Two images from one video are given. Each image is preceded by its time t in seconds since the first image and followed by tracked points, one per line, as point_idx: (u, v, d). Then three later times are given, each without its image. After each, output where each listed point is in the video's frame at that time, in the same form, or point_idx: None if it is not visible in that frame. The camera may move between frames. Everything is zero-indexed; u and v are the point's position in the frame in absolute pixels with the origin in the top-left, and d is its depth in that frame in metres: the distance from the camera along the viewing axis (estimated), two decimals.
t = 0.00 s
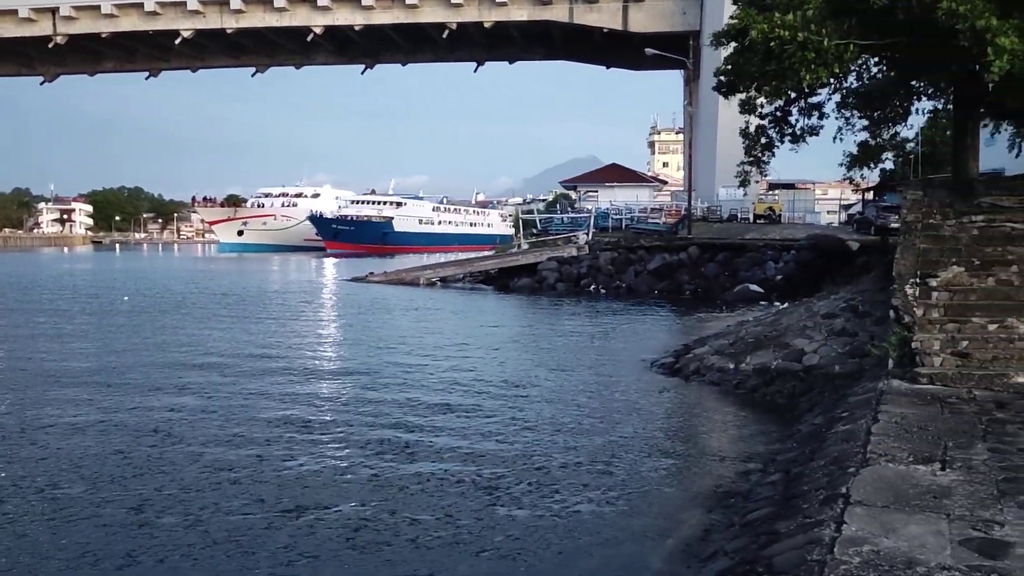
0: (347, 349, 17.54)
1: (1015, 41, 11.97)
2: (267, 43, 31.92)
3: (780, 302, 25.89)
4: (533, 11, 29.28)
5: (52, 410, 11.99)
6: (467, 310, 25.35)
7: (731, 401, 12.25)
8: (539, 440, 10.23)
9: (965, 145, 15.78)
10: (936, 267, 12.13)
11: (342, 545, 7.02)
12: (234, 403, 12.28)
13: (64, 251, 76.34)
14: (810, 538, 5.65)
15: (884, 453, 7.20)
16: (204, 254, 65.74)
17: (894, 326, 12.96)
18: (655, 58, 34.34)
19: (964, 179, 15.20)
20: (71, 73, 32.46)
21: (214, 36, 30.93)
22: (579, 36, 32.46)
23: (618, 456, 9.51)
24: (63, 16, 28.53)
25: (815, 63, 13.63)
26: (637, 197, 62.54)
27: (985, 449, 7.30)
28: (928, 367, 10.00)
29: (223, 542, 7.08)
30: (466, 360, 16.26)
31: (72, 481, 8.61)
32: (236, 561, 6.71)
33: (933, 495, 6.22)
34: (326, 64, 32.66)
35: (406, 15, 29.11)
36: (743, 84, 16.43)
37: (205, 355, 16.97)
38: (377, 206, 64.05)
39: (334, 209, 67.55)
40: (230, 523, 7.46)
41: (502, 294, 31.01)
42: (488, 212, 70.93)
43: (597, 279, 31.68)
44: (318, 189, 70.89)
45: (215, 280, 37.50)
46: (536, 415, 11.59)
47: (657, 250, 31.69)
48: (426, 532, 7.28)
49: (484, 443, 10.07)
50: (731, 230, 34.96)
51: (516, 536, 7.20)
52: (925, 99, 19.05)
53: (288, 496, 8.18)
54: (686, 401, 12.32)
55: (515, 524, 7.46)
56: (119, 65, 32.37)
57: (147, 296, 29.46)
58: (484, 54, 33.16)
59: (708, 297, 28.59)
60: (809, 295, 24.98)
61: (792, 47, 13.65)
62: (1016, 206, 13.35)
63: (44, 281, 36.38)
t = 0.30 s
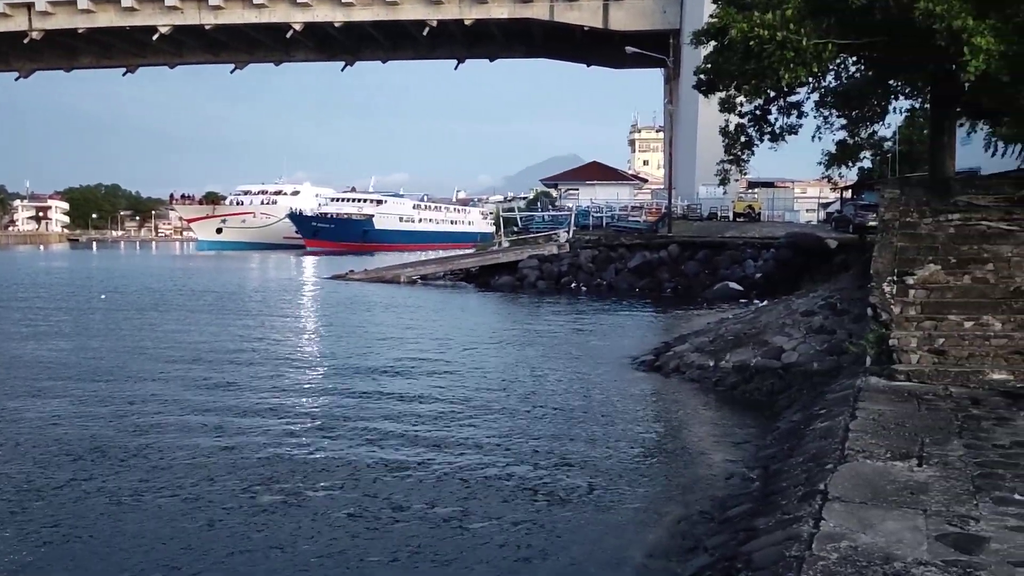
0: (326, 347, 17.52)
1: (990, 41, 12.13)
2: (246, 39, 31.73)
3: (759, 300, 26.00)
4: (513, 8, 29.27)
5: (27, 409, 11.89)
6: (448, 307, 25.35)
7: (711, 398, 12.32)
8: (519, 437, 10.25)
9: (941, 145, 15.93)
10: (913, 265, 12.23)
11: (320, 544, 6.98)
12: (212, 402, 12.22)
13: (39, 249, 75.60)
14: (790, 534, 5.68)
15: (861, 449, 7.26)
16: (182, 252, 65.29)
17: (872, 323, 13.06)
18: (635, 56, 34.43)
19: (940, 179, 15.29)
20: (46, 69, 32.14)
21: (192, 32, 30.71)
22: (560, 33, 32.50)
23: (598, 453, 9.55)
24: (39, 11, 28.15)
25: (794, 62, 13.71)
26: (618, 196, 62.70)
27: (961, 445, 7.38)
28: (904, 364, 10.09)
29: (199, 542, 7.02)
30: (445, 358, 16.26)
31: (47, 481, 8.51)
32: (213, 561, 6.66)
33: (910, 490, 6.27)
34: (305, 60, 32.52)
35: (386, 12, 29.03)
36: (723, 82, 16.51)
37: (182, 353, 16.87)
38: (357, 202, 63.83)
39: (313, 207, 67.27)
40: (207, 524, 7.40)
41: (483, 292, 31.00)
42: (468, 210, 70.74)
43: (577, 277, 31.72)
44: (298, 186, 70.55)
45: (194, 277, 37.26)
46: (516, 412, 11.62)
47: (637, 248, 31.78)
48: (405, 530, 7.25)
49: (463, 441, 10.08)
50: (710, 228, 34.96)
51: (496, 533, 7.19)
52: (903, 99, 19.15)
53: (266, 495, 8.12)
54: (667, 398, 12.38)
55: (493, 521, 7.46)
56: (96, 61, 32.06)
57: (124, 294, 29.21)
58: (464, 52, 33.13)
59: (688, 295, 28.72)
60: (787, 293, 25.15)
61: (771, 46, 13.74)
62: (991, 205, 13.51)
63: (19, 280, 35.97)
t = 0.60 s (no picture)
0: (309, 345, 17.44)
1: (970, 40, 12.21)
2: (228, 35, 31.60)
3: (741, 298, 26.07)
4: (496, 6, 29.28)
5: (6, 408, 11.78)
6: (431, 306, 25.31)
7: (695, 395, 12.37)
8: (499, 434, 10.27)
9: (921, 144, 16.06)
10: (893, 263, 12.33)
11: (301, 544, 6.92)
12: (193, 400, 12.17)
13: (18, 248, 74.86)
14: (771, 531, 5.71)
15: (843, 446, 7.30)
16: (163, 250, 64.87)
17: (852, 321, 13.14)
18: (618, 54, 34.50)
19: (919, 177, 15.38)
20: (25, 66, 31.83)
21: (173, 28, 30.53)
22: (543, 31, 32.54)
23: (581, 451, 9.56)
24: (18, 7, 27.47)
25: (776, 60, 13.79)
26: (601, 194, 62.75)
27: (940, 441, 7.43)
28: (885, 361, 10.15)
29: (178, 543, 6.93)
30: (428, 356, 16.20)
31: (26, 481, 8.43)
32: (192, 561, 6.59)
33: (890, 486, 6.32)
34: (287, 57, 32.43)
35: (369, 9, 28.97)
36: (705, 81, 16.56)
37: (163, 351, 16.75)
38: (340, 201, 63.68)
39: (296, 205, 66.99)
40: (189, 523, 7.35)
41: (466, 290, 30.98)
42: (451, 209, 71.19)
43: (560, 275, 31.75)
44: (279, 184, 70.25)
45: (175, 276, 37.01)
46: (497, 410, 11.63)
47: (620, 247, 31.88)
48: (386, 529, 7.21)
49: (445, 438, 10.09)
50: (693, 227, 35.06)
51: (478, 531, 7.17)
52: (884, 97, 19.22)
53: (244, 495, 8.06)
54: (650, 395, 12.43)
55: (476, 519, 7.45)
56: (75, 57, 31.80)
57: (104, 292, 28.97)
58: (447, 49, 33.11)
59: (671, 293, 28.80)
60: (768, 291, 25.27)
61: (753, 45, 13.82)
62: (970, 203, 13.63)
63: None
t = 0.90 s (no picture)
0: (292, 344, 17.36)
1: (950, 41, 12.42)
2: (211, 32, 31.48)
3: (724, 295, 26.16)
4: (480, 4, 29.31)
5: None
6: (416, 304, 25.27)
7: (678, 393, 12.42)
8: (483, 432, 10.27)
9: (902, 142, 16.17)
10: (875, 261, 12.42)
11: (282, 544, 6.86)
12: (176, 398, 12.10)
13: None
14: (753, 528, 5.74)
15: (824, 443, 7.35)
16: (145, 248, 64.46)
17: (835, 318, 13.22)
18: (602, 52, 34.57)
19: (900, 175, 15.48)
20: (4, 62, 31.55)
21: (155, 25, 30.37)
22: (527, 29, 32.58)
23: (564, 449, 9.57)
24: None
25: (759, 59, 13.86)
26: (585, 192, 62.83)
27: (921, 438, 7.49)
28: (866, 359, 10.22)
29: (157, 543, 6.86)
30: (412, 354, 16.16)
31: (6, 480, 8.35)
32: (171, 562, 6.52)
33: (871, 483, 6.36)
34: (270, 54, 32.34)
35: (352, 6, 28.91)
36: (689, 79, 16.60)
37: (144, 350, 16.64)
38: (323, 198, 63.47)
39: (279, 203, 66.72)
40: (169, 522, 7.30)
41: (450, 288, 30.94)
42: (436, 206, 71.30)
43: (544, 273, 31.78)
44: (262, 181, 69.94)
45: (157, 274, 36.80)
46: (481, 407, 11.63)
47: (604, 245, 31.96)
48: (369, 528, 7.18)
49: (429, 436, 10.08)
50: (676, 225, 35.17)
51: (462, 530, 7.15)
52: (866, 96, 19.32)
53: (227, 494, 8.00)
54: (634, 392, 12.47)
55: (459, 517, 7.45)
56: (55, 54, 31.56)
57: (85, 291, 28.74)
58: (431, 47, 33.09)
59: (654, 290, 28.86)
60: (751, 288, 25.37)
61: (737, 44, 13.85)
62: (951, 200, 13.70)
63: None
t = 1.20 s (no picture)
0: (277, 342, 17.29)
1: (932, 40, 12.51)
2: (195, 28, 31.36)
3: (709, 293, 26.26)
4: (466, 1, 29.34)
5: None
6: (401, 302, 25.23)
7: (663, 390, 12.47)
8: (469, 430, 10.29)
9: (885, 141, 16.26)
10: (858, 259, 12.50)
11: (267, 543, 6.83)
12: (159, 397, 12.05)
13: None
14: (737, 524, 5.77)
15: (808, 440, 7.39)
16: (129, 246, 64.04)
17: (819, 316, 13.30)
18: (588, 51, 34.66)
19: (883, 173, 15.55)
20: None
21: (138, 21, 30.23)
22: (513, 26, 32.63)
23: (548, 446, 9.59)
24: None
25: (744, 58, 13.93)
26: (571, 190, 62.95)
27: (904, 435, 7.54)
28: (850, 357, 10.28)
29: (140, 543, 6.81)
30: (397, 353, 16.12)
31: None
32: (155, 562, 6.48)
33: (854, 480, 6.40)
34: (255, 51, 32.24)
35: (338, 3, 28.86)
36: (674, 78, 16.66)
37: (128, 347, 16.56)
38: (308, 196, 63.27)
39: (264, 200, 66.47)
40: (153, 520, 7.27)
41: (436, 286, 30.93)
42: (422, 204, 71.18)
43: (530, 271, 31.81)
44: (247, 178, 69.61)
45: (140, 271, 36.55)
46: (467, 405, 11.65)
47: (590, 243, 32.02)
48: (355, 527, 7.16)
49: (415, 434, 10.09)
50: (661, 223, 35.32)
51: (449, 528, 7.14)
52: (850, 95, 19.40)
53: (212, 493, 7.97)
54: (620, 390, 12.51)
55: (446, 515, 7.45)
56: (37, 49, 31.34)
57: (68, 289, 28.53)
58: (417, 45, 33.08)
59: (640, 288, 28.92)
60: (737, 286, 25.48)
61: (721, 43, 13.90)
62: (933, 199, 13.76)
63: None
